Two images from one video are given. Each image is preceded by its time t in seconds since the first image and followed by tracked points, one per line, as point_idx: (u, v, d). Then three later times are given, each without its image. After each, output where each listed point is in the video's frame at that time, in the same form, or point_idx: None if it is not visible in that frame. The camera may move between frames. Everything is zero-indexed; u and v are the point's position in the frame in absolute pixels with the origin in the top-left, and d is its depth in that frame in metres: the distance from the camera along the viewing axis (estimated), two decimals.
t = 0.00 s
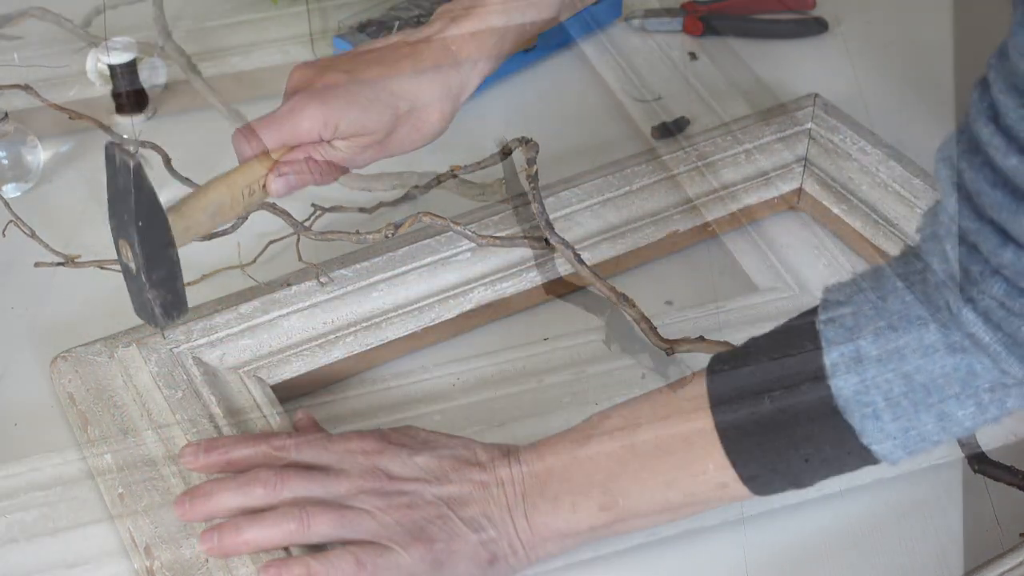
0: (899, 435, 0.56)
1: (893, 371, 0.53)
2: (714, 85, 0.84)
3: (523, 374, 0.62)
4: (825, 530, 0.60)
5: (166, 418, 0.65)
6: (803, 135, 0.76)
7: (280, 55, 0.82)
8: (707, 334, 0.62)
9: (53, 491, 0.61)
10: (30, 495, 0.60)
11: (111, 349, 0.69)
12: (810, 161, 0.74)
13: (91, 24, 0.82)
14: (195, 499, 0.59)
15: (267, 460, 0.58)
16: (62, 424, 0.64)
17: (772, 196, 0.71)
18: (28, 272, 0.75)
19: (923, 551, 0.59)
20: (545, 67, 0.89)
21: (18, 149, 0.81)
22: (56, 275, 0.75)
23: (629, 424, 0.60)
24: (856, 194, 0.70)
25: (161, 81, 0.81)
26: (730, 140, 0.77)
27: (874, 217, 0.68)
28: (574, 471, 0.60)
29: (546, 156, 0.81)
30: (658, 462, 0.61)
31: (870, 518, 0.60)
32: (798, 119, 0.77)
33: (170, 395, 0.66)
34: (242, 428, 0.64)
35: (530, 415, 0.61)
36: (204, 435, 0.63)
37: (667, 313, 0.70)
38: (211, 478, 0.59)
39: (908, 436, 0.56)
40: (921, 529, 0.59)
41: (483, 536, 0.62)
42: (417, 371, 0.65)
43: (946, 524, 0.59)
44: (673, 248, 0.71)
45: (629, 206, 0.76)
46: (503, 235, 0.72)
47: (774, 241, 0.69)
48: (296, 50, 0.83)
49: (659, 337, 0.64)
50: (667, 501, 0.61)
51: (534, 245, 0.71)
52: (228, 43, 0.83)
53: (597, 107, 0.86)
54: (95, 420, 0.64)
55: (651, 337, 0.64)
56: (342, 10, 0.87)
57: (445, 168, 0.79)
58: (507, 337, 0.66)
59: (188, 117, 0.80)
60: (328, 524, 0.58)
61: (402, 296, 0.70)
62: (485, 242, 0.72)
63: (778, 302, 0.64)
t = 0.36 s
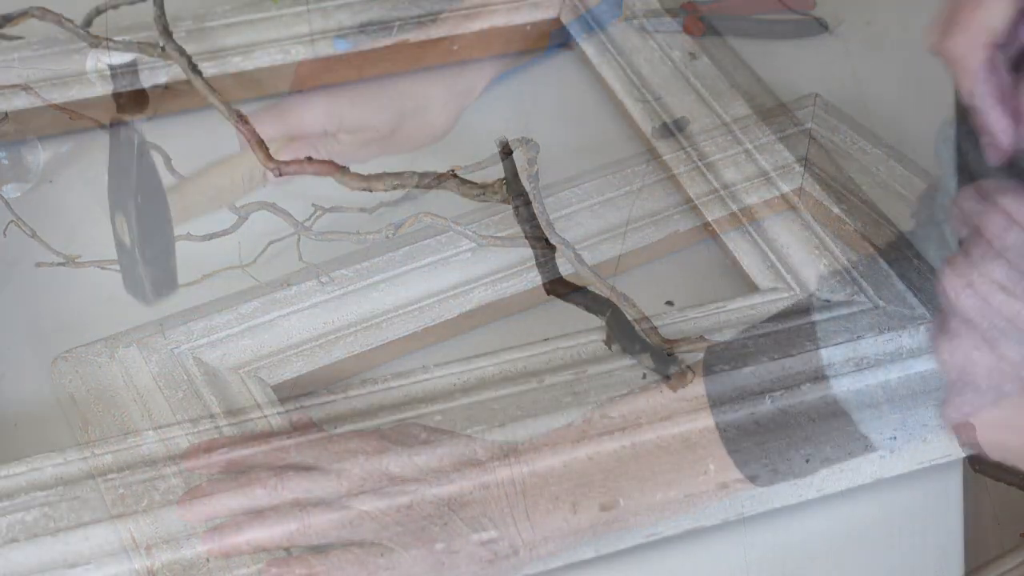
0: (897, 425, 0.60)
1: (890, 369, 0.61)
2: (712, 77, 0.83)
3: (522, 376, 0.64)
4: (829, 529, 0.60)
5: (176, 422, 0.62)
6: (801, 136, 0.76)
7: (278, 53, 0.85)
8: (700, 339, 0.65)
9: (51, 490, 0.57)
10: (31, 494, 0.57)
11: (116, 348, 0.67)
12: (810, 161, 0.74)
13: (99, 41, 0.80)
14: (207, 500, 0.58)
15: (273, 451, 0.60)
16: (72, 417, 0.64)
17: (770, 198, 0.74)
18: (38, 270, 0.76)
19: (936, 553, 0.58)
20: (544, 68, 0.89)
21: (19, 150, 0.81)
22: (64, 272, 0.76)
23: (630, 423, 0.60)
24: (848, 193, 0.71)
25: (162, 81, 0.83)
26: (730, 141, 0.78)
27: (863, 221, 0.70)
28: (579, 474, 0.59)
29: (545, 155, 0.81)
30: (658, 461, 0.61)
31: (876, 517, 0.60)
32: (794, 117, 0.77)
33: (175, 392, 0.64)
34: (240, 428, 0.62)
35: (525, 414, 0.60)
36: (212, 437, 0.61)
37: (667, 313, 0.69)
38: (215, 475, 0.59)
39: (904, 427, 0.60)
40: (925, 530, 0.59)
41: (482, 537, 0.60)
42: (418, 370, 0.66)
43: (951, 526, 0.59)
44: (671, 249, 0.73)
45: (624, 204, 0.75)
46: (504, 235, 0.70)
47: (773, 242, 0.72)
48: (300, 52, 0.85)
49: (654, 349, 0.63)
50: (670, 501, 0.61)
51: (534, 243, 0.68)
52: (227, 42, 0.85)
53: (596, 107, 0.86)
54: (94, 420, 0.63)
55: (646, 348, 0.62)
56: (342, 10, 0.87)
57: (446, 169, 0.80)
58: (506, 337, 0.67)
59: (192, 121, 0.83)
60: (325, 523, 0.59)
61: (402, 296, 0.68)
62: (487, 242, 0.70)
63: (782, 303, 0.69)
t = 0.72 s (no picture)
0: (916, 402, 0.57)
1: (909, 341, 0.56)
2: (712, 77, 0.79)
3: (526, 376, 0.61)
4: (829, 531, 0.59)
5: (179, 424, 0.60)
6: (803, 140, 0.75)
7: (280, 54, 0.85)
8: (705, 338, 0.62)
9: (55, 489, 0.55)
10: (34, 494, 0.55)
11: (127, 347, 0.70)
12: (809, 161, 0.73)
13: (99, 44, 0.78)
14: (211, 500, 0.53)
15: (270, 455, 0.56)
16: (82, 414, 0.66)
17: (766, 196, 0.71)
18: (40, 268, 0.76)
19: (933, 549, 0.59)
20: (542, 74, 0.91)
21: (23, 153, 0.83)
22: (66, 270, 0.76)
23: (633, 423, 0.57)
24: (847, 195, 0.70)
25: (167, 81, 0.84)
26: (727, 138, 0.75)
27: (866, 221, 0.68)
28: (581, 476, 0.56)
29: (545, 158, 0.82)
30: (660, 461, 0.57)
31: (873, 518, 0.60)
32: (798, 124, 0.77)
33: (184, 390, 0.67)
34: (244, 428, 0.59)
35: (529, 415, 0.57)
36: (216, 439, 0.58)
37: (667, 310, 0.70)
38: (217, 474, 0.55)
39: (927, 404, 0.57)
40: (924, 531, 0.60)
41: (490, 538, 0.54)
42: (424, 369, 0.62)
43: (949, 526, 0.60)
44: (666, 254, 0.74)
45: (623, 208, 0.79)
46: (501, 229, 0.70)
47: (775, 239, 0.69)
48: (302, 51, 0.85)
49: (660, 350, 0.59)
50: (670, 502, 0.56)
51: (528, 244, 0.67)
52: (229, 39, 0.84)
53: (593, 111, 0.88)
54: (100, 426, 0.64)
55: (652, 349, 0.59)
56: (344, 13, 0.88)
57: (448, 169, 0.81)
58: (503, 336, 0.70)
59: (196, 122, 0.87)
60: (323, 526, 0.54)
61: (404, 296, 0.73)
62: (484, 247, 0.76)
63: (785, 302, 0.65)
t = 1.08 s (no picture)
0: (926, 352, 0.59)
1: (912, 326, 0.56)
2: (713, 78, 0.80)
3: (527, 376, 0.61)
4: (829, 532, 0.59)
5: (179, 424, 0.60)
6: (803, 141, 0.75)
7: (280, 53, 0.84)
8: (705, 338, 0.62)
9: (55, 489, 0.55)
10: (35, 494, 0.55)
11: (128, 347, 0.70)
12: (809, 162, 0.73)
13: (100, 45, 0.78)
14: (211, 500, 0.54)
15: (271, 455, 0.56)
16: (83, 414, 0.66)
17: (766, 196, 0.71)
18: (40, 268, 0.76)
19: (932, 544, 0.59)
20: (541, 74, 0.91)
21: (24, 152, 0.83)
22: (66, 270, 0.76)
23: (633, 423, 0.57)
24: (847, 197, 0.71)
25: (167, 80, 0.84)
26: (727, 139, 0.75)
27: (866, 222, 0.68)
28: (581, 476, 0.55)
29: (545, 158, 0.82)
30: (660, 461, 0.56)
31: (874, 517, 0.60)
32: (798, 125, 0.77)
33: (184, 390, 0.67)
34: (244, 428, 0.59)
35: (529, 415, 0.57)
36: (216, 439, 0.58)
37: (668, 309, 0.70)
38: (217, 474, 0.55)
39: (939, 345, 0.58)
40: (924, 530, 0.60)
41: (491, 538, 0.53)
42: (425, 369, 0.62)
43: (949, 524, 0.60)
44: (666, 254, 0.75)
45: (622, 209, 0.79)
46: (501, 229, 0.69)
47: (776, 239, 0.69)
48: (302, 52, 0.85)
49: (660, 350, 0.59)
50: (671, 502, 0.55)
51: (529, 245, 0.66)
52: (229, 38, 0.84)
53: (593, 111, 0.88)
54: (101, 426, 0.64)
55: (652, 349, 0.59)
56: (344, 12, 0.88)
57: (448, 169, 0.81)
58: (503, 336, 0.70)
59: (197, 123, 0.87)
60: (324, 526, 0.54)
61: (404, 295, 0.73)
62: (485, 248, 0.76)
63: (785, 303, 0.65)
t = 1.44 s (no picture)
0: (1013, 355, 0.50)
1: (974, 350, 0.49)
2: (713, 77, 0.79)
3: (526, 376, 0.61)
4: (828, 532, 0.59)
5: (179, 424, 0.60)
6: (803, 140, 0.75)
7: (280, 54, 0.84)
8: (705, 338, 0.62)
9: (54, 489, 0.55)
10: (35, 494, 0.55)
11: (128, 347, 0.70)
12: (809, 162, 0.73)
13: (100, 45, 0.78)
14: (211, 500, 0.53)
15: (270, 455, 0.56)
16: (82, 414, 0.66)
17: (767, 197, 0.71)
18: (40, 269, 0.76)
19: (932, 546, 0.59)
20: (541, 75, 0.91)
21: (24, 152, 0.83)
22: (66, 271, 0.76)
23: (633, 423, 0.57)
24: (847, 196, 0.71)
25: (167, 80, 0.84)
26: (728, 139, 0.75)
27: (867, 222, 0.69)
28: (581, 476, 0.55)
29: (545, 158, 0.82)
30: (660, 461, 0.56)
31: (870, 517, 0.60)
32: (797, 125, 0.77)
33: (184, 390, 0.67)
34: (244, 428, 0.59)
35: (529, 415, 0.57)
36: (216, 439, 0.58)
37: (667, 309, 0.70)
38: (217, 474, 0.55)
39: None
40: (924, 530, 0.60)
41: (490, 537, 0.53)
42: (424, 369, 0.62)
43: (949, 525, 0.60)
44: (666, 254, 0.75)
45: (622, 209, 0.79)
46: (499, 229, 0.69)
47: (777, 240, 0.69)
48: (302, 51, 0.85)
49: (660, 350, 0.59)
50: (670, 502, 0.55)
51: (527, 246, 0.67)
52: (229, 39, 0.84)
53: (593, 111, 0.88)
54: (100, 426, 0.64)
55: (652, 349, 0.58)
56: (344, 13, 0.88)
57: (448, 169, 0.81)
58: (503, 336, 0.70)
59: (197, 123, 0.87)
60: (324, 526, 0.53)
61: (403, 296, 0.73)
62: (484, 247, 0.76)
63: (785, 303, 0.65)
